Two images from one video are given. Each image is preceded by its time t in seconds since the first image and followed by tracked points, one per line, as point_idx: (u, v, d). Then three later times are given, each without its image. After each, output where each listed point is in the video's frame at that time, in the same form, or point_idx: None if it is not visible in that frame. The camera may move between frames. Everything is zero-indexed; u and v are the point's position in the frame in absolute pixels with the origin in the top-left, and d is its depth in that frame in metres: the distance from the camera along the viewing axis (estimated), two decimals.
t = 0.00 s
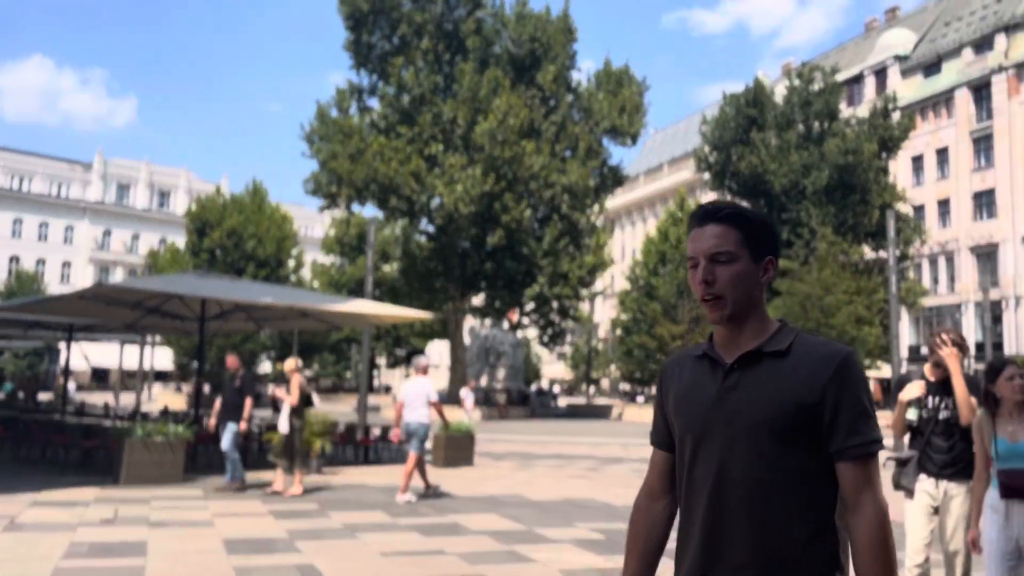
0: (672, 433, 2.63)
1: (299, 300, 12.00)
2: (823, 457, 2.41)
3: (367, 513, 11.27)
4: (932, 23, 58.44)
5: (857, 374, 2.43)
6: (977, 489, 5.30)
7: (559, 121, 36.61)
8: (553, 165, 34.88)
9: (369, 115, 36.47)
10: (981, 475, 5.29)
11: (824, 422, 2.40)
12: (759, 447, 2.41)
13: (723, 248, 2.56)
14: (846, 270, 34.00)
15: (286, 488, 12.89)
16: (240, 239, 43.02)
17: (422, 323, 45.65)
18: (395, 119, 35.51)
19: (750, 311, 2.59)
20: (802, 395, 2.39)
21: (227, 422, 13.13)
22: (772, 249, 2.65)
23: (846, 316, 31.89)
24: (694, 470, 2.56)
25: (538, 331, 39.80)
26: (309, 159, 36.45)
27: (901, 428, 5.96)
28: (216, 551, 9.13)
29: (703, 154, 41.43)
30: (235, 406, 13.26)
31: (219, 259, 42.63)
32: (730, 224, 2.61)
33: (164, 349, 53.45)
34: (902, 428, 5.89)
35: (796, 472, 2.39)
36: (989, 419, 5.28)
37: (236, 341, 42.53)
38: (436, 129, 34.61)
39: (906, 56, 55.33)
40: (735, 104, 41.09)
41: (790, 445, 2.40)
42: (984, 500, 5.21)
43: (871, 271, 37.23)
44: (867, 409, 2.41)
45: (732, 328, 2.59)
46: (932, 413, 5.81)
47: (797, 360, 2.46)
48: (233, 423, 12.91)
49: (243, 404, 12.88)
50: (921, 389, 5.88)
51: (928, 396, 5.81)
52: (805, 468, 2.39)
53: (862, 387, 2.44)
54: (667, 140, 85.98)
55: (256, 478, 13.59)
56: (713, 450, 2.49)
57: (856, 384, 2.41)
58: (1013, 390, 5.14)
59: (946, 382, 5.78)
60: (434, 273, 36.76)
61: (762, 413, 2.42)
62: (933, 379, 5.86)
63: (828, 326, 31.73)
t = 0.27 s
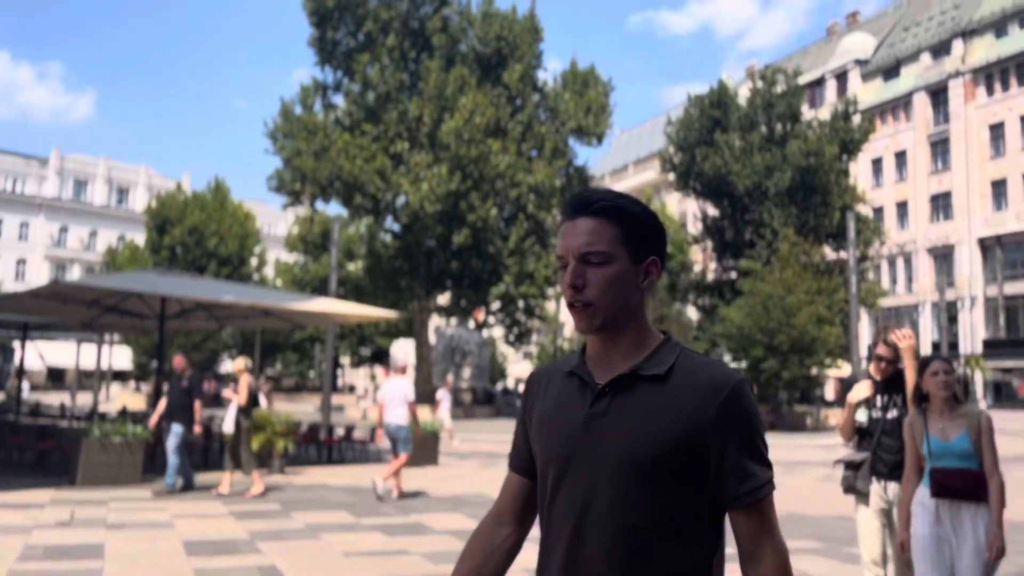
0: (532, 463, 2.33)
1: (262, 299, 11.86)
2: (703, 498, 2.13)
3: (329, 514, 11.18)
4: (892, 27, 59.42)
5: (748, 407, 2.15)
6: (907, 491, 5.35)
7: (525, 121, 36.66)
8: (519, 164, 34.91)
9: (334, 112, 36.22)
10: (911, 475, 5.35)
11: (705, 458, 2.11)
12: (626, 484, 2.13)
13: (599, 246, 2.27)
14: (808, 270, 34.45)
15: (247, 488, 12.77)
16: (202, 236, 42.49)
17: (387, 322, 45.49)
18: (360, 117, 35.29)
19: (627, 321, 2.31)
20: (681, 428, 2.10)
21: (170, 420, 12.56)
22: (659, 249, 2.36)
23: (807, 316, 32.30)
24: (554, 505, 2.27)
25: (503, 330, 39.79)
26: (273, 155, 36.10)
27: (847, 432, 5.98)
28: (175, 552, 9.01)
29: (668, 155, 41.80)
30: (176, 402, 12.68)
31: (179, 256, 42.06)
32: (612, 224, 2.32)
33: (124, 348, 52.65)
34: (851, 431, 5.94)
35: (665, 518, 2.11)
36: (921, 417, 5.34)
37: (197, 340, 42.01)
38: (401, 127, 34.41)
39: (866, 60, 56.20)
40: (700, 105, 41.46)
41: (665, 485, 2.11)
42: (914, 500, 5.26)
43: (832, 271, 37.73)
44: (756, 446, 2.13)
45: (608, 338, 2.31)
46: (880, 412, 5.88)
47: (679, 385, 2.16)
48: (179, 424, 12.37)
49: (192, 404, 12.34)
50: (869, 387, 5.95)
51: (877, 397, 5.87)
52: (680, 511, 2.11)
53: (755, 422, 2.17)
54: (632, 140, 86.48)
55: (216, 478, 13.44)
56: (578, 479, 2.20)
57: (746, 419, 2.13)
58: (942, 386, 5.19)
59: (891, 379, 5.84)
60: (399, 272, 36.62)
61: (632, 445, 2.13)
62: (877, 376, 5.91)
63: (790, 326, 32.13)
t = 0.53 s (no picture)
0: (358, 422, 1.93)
1: (221, 297, 11.74)
2: (549, 473, 1.67)
3: (289, 514, 11.09)
4: (850, 30, 60.26)
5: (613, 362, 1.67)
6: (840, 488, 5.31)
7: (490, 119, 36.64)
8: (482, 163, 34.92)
9: (295, 108, 35.89)
10: (844, 471, 5.31)
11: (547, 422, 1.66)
12: (450, 451, 1.69)
13: (451, 164, 1.82)
14: (768, 270, 34.84)
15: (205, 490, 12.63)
16: (159, 232, 41.82)
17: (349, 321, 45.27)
18: (322, 113, 34.98)
19: (484, 259, 1.88)
20: (516, 380, 1.67)
21: (104, 420, 11.94)
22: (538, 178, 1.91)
23: (766, 315, 32.66)
24: (373, 488, 1.85)
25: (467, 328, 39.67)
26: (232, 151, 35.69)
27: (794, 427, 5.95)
28: (128, 555, 8.84)
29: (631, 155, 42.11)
30: (113, 400, 12.04)
31: (135, 253, 41.37)
32: (467, 137, 1.86)
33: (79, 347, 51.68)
34: (798, 425, 5.90)
35: (494, 494, 1.66)
36: (858, 412, 5.32)
37: (154, 338, 41.40)
38: (364, 124, 34.15)
39: (826, 63, 56.94)
40: (664, 106, 41.74)
41: (496, 453, 1.67)
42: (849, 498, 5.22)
43: (792, 271, 38.18)
44: (622, 413, 1.64)
45: (455, 280, 1.87)
46: (826, 405, 5.85)
47: (524, 331, 1.72)
48: (115, 424, 11.80)
49: (130, 403, 11.74)
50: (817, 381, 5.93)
51: (824, 390, 5.85)
52: (513, 483, 1.66)
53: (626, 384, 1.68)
54: (595, 139, 86.79)
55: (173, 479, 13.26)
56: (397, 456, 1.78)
57: (604, 375, 1.65)
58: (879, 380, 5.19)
59: (837, 372, 5.86)
60: (361, 270, 36.40)
61: (457, 400, 1.70)
62: (825, 369, 5.91)
63: (750, 326, 32.46)
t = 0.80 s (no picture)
0: (97, 478, 1.61)
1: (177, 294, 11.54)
2: (301, 506, 1.34)
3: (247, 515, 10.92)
4: (807, 33, 61.14)
5: (375, 320, 1.36)
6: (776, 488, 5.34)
7: (451, 117, 36.60)
8: (444, 161, 34.78)
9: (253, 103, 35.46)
10: (781, 471, 5.34)
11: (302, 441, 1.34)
12: (182, 483, 1.38)
13: (185, 115, 1.52)
14: (726, 270, 35.18)
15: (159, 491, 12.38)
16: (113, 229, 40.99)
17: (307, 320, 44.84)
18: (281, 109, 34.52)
19: (236, 237, 1.57)
20: (259, 394, 1.35)
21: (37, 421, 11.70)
22: (309, 141, 1.65)
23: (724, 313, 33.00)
24: (113, 528, 1.52)
25: (428, 327, 39.46)
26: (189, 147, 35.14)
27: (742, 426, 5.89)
28: (79, 558, 8.62)
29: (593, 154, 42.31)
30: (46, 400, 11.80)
31: (88, 250, 40.53)
32: (213, 84, 1.56)
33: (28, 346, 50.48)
34: (747, 424, 5.83)
35: (233, 513, 1.34)
36: (796, 412, 5.35)
37: (107, 337, 40.60)
38: (324, 120, 33.81)
39: (783, 65, 57.71)
40: (624, 106, 41.99)
41: (231, 458, 1.35)
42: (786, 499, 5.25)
43: (750, 270, 38.58)
44: (403, 442, 1.29)
45: (205, 265, 1.57)
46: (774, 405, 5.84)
47: (282, 340, 1.39)
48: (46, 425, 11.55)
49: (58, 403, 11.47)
50: (766, 382, 5.86)
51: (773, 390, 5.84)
52: (263, 534, 1.34)
53: (405, 342, 1.35)
54: (556, 138, 87.05)
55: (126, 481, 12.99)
56: (134, 494, 1.46)
57: (360, 339, 1.34)
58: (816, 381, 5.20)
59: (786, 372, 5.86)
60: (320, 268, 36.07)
61: (199, 432, 1.38)
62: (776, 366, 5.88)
63: (709, 324, 32.77)
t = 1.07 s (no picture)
0: None
1: (131, 291, 11.34)
2: None
3: (200, 515, 10.74)
4: (764, 35, 61.91)
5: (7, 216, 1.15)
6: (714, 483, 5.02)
7: (411, 114, 36.47)
8: (403, 157, 34.61)
9: (209, 98, 34.98)
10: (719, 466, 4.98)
11: None
12: None
13: None
14: (684, 269, 35.51)
15: (110, 492, 12.15)
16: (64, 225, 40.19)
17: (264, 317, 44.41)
18: (238, 104, 34.10)
19: None
20: None
21: None
22: None
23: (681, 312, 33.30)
24: None
25: (387, 325, 39.18)
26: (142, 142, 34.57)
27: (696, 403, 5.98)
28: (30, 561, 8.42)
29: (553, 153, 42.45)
30: None
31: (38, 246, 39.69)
32: None
33: None
34: (692, 421, 5.90)
35: None
36: (730, 404, 4.92)
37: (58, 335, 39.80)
38: (281, 115, 33.47)
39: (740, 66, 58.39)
40: (584, 105, 42.14)
41: None
42: (719, 495, 4.92)
43: (707, 270, 39.00)
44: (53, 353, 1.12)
45: None
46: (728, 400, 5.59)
47: None
48: None
49: None
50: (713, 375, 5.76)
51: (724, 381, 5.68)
52: None
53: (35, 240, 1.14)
54: (516, 136, 87.21)
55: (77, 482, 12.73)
56: None
57: None
58: (741, 369, 4.73)
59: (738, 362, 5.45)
60: (277, 265, 35.71)
61: None
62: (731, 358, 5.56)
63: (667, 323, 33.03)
